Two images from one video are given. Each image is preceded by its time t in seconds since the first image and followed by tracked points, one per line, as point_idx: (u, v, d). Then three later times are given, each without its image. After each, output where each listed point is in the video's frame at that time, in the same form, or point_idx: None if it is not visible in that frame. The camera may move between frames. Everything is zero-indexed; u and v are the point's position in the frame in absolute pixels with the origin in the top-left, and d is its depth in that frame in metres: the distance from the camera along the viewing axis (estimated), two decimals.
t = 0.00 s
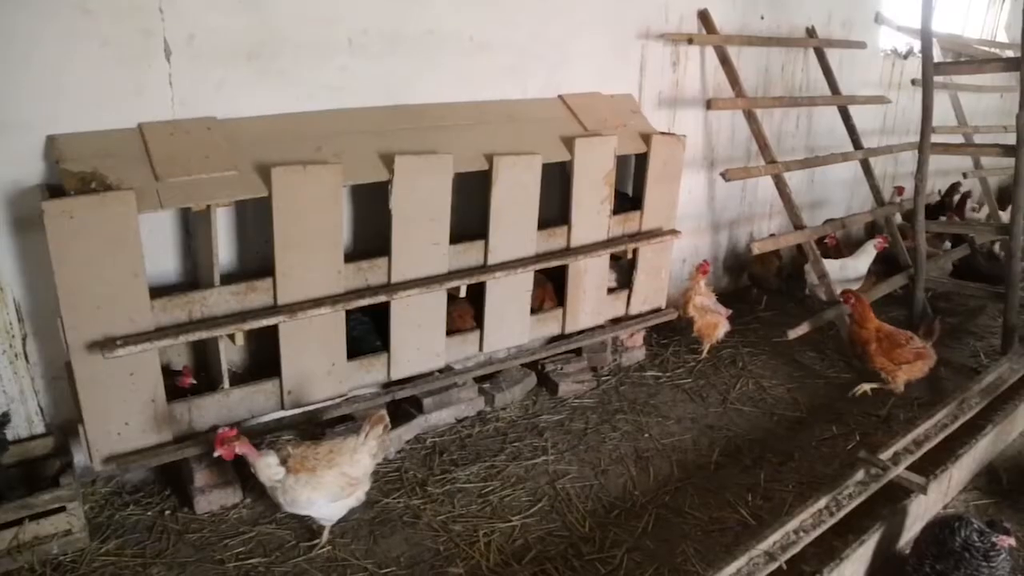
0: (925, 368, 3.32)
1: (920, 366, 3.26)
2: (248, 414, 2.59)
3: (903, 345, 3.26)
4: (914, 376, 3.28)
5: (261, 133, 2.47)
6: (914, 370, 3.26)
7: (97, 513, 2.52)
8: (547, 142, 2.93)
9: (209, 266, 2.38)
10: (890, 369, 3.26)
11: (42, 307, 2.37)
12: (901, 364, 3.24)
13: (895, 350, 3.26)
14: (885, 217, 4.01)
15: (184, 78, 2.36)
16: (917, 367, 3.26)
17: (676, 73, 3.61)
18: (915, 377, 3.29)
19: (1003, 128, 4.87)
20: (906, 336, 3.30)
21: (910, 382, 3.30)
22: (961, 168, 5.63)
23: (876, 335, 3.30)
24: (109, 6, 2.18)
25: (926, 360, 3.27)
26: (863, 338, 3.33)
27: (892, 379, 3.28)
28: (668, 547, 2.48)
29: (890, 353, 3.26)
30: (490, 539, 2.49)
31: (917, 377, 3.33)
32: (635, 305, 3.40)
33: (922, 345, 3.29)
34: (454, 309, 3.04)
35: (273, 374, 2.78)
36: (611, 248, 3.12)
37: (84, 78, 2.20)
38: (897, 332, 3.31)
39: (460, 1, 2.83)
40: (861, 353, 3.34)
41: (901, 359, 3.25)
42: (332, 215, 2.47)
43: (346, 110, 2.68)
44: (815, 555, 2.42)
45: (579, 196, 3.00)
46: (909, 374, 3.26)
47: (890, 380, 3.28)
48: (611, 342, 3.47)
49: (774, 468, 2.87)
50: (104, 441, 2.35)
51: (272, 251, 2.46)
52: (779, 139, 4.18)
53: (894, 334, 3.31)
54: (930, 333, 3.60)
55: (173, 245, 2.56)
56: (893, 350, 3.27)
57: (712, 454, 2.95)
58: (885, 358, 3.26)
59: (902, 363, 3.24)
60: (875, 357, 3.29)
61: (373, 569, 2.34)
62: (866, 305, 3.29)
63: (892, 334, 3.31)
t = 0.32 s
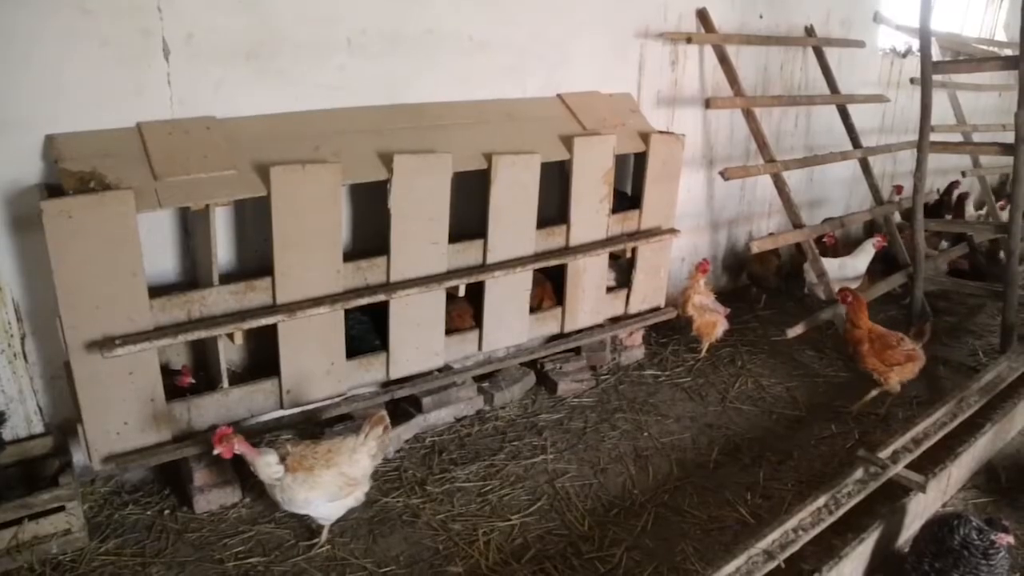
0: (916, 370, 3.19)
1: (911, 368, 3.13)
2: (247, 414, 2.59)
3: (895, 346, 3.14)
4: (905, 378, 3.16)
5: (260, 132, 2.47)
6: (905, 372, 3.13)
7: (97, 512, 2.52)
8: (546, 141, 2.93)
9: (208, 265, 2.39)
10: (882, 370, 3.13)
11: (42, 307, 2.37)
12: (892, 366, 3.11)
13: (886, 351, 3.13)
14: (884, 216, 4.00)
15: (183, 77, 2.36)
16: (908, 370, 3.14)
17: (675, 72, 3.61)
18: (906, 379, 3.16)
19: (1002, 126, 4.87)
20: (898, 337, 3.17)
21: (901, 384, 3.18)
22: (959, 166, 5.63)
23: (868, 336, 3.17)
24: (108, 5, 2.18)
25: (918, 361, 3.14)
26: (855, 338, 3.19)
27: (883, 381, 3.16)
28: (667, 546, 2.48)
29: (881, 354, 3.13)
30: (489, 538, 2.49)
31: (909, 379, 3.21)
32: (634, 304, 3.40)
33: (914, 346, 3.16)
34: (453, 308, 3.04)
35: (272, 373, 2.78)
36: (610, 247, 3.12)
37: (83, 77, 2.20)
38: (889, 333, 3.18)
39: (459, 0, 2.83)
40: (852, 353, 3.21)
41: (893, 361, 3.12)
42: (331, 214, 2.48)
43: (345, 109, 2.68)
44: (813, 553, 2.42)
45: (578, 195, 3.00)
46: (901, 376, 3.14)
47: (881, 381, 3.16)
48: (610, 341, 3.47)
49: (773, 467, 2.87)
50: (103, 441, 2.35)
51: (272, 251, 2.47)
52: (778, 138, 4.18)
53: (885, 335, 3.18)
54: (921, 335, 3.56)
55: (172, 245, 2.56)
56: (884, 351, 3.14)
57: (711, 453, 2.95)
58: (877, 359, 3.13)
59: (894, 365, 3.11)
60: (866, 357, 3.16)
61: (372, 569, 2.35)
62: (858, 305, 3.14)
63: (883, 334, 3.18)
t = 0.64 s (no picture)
0: (902, 366, 3.18)
1: (896, 364, 3.12)
2: (245, 414, 2.58)
3: (880, 340, 3.12)
4: (890, 374, 3.14)
5: (257, 133, 2.46)
6: (890, 367, 3.11)
7: (95, 514, 2.51)
8: (544, 140, 2.93)
9: (206, 266, 2.38)
10: (867, 363, 3.13)
11: (39, 308, 2.36)
12: (877, 360, 3.11)
13: (872, 344, 3.12)
14: (883, 214, 3.96)
15: (180, 78, 2.36)
16: (893, 365, 3.12)
17: (673, 71, 3.60)
18: (891, 375, 3.14)
19: (1000, 124, 4.87)
20: (885, 331, 3.16)
21: (885, 379, 3.16)
22: (958, 164, 5.63)
23: (853, 328, 3.16)
24: (106, 6, 2.17)
25: (902, 358, 3.13)
26: (841, 331, 3.20)
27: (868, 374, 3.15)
28: (666, 545, 2.48)
29: (867, 346, 3.12)
30: (488, 538, 2.48)
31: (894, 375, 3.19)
32: (633, 303, 3.40)
33: (900, 342, 3.14)
34: (451, 308, 3.04)
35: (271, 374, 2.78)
36: (609, 247, 3.12)
37: (79, 78, 2.19)
38: (875, 326, 3.18)
39: None
40: (839, 345, 3.21)
41: (878, 354, 3.11)
42: (328, 214, 2.47)
43: (342, 109, 2.68)
44: (813, 551, 2.42)
45: (576, 194, 2.99)
46: (886, 371, 3.12)
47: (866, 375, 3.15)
48: (609, 341, 3.47)
49: (772, 465, 2.87)
50: (101, 442, 2.35)
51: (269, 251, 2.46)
52: (776, 136, 4.17)
53: (872, 328, 3.17)
54: (908, 328, 3.43)
55: (170, 246, 2.56)
56: (870, 344, 3.12)
57: (711, 452, 2.95)
58: (862, 351, 3.12)
59: (879, 358, 3.10)
60: (852, 350, 3.16)
61: (370, 570, 2.34)
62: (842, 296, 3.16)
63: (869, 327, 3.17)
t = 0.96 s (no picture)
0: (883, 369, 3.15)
1: (875, 363, 3.10)
2: (233, 418, 2.57)
3: (860, 338, 3.13)
4: (868, 372, 3.12)
5: (243, 134, 2.45)
6: (868, 365, 3.10)
7: (81, 520, 2.49)
8: (531, 141, 2.93)
9: (192, 269, 2.37)
10: (847, 361, 3.12)
11: (23, 312, 2.34)
12: (856, 357, 3.10)
13: (851, 342, 3.13)
14: (870, 212, 4.00)
15: (165, 79, 2.34)
16: (871, 363, 3.10)
17: (660, 71, 3.61)
18: (870, 374, 3.12)
19: (985, 122, 4.90)
20: (866, 330, 3.17)
21: (863, 379, 3.14)
22: (943, 162, 5.67)
23: (833, 326, 3.18)
24: (90, 7, 2.16)
25: (882, 358, 3.11)
26: (821, 329, 3.21)
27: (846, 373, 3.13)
28: (656, 544, 2.48)
29: (846, 343, 3.13)
30: (478, 539, 2.48)
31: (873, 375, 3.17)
32: (622, 303, 3.40)
33: (881, 342, 3.13)
34: (439, 309, 3.03)
35: (259, 376, 2.76)
36: (597, 247, 3.12)
37: (62, 79, 2.17)
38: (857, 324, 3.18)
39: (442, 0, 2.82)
40: (819, 344, 3.22)
41: (857, 352, 3.11)
42: (315, 215, 2.46)
43: (329, 110, 2.67)
44: (802, 549, 2.43)
45: (564, 194, 2.99)
46: (863, 370, 3.11)
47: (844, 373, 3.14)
48: (598, 340, 3.47)
49: (761, 464, 2.88)
50: (87, 447, 2.33)
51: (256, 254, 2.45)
52: (764, 136, 4.19)
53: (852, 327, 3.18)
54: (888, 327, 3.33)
55: (156, 249, 2.54)
56: (849, 341, 3.13)
57: (700, 451, 2.95)
58: (842, 349, 3.13)
59: (858, 356, 3.09)
60: (831, 348, 3.17)
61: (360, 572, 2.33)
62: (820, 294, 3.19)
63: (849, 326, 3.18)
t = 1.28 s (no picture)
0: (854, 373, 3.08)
1: (848, 366, 3.03)
2: (216, 421, 2.55)
3: (834, 341, 3.05)
4: (841, 377, 3.04)
5: (224, 136, 2.43)
6: (843, 369, 3.02)
7: (62, 526, 2.46)
8: (515, 141, 2.93)
9: (173, 271, 2.35)
10: (820, 364, 3.03)
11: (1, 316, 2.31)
12: (831, 360, 3.01)
13: (826, 345, 3.05)
14: (852, 210, 4.02)
15: (145, 80, 2.32)
16: (845, 368, 3.03)
17: (643, 71, 3.61)
18: (843, 379, 3.05)
19: (965, 120, 4.94)
20: (841, 334, 3.09)
21: (836, 384, 3.05)
22: (925, 161, 5.71)
23: (808, 329, 3.09)
24: (68, 7, 2.13)
25: (855, 361, 3.04)
26: (797, 330, 3.15)
27: (819, 377, 3.04)
28: (640, 544, 2.48)
29: (821, 347, 3.04)
30: (463, 541, 2.47)
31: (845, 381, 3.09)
32: (606, 303, 3.40)
33: (855, 344, 3.06)
34: (423, 310, 3.02)
35: (242, 380, 2.74)
36: (581, 247, 3.12)
37: (40, 81, 2.15)
38: (832, 328, 3.11)
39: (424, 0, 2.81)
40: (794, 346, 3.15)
41: (832, 355, 3.02)
42: (297, 217, 2.45)
43: (310, 111, 2.65)
44: (786, 546, 2.43)
45: (548, 194, 2.99)
46: (836, 373, 3.03)
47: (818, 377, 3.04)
48: (583, 340, 3.47)
49: (746, 462, 2.89)
50: (67, 452, 2.30)
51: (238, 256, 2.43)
52: (747, 135, 4.20)
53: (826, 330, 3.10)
54: (861, 331, 3.24)
55: (137, 251, 2.52)
56: (824, 345, 3.05)
57: (684, 449, 2.96)
58: (817, 351, 3.04)
59: (833, 359, 3.01)
60: (806, 350, 3.08)
61: None
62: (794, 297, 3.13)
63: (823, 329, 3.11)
